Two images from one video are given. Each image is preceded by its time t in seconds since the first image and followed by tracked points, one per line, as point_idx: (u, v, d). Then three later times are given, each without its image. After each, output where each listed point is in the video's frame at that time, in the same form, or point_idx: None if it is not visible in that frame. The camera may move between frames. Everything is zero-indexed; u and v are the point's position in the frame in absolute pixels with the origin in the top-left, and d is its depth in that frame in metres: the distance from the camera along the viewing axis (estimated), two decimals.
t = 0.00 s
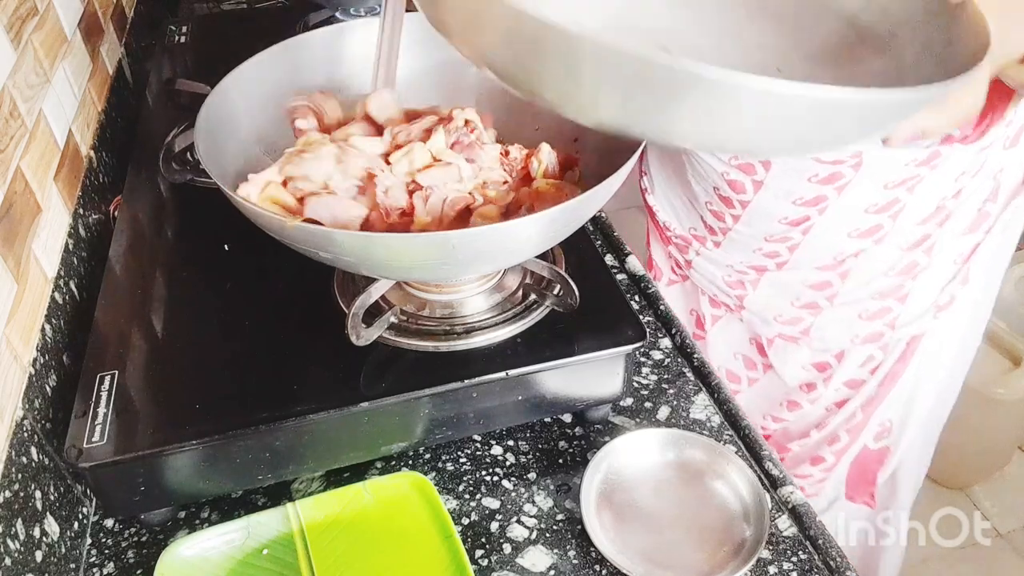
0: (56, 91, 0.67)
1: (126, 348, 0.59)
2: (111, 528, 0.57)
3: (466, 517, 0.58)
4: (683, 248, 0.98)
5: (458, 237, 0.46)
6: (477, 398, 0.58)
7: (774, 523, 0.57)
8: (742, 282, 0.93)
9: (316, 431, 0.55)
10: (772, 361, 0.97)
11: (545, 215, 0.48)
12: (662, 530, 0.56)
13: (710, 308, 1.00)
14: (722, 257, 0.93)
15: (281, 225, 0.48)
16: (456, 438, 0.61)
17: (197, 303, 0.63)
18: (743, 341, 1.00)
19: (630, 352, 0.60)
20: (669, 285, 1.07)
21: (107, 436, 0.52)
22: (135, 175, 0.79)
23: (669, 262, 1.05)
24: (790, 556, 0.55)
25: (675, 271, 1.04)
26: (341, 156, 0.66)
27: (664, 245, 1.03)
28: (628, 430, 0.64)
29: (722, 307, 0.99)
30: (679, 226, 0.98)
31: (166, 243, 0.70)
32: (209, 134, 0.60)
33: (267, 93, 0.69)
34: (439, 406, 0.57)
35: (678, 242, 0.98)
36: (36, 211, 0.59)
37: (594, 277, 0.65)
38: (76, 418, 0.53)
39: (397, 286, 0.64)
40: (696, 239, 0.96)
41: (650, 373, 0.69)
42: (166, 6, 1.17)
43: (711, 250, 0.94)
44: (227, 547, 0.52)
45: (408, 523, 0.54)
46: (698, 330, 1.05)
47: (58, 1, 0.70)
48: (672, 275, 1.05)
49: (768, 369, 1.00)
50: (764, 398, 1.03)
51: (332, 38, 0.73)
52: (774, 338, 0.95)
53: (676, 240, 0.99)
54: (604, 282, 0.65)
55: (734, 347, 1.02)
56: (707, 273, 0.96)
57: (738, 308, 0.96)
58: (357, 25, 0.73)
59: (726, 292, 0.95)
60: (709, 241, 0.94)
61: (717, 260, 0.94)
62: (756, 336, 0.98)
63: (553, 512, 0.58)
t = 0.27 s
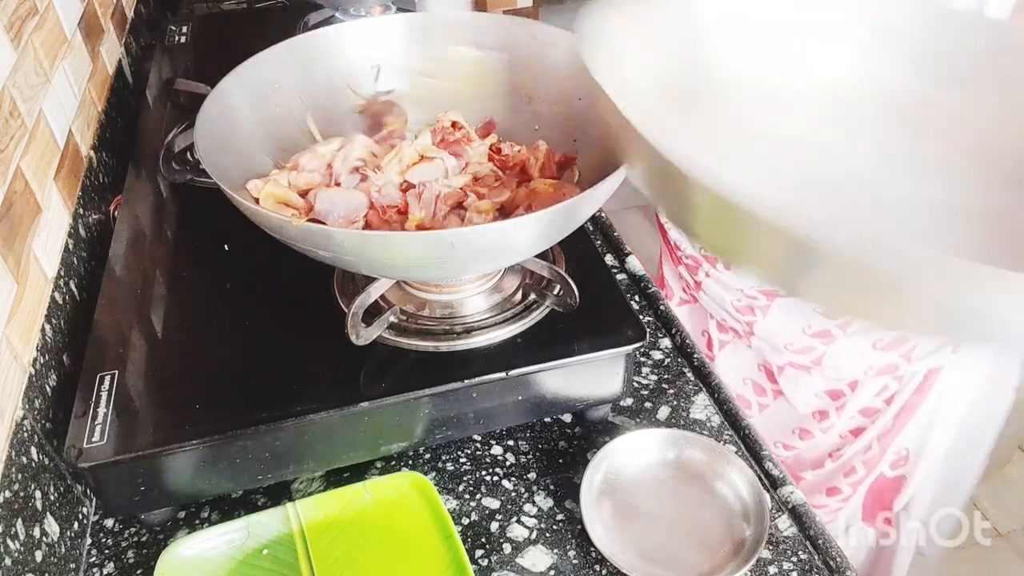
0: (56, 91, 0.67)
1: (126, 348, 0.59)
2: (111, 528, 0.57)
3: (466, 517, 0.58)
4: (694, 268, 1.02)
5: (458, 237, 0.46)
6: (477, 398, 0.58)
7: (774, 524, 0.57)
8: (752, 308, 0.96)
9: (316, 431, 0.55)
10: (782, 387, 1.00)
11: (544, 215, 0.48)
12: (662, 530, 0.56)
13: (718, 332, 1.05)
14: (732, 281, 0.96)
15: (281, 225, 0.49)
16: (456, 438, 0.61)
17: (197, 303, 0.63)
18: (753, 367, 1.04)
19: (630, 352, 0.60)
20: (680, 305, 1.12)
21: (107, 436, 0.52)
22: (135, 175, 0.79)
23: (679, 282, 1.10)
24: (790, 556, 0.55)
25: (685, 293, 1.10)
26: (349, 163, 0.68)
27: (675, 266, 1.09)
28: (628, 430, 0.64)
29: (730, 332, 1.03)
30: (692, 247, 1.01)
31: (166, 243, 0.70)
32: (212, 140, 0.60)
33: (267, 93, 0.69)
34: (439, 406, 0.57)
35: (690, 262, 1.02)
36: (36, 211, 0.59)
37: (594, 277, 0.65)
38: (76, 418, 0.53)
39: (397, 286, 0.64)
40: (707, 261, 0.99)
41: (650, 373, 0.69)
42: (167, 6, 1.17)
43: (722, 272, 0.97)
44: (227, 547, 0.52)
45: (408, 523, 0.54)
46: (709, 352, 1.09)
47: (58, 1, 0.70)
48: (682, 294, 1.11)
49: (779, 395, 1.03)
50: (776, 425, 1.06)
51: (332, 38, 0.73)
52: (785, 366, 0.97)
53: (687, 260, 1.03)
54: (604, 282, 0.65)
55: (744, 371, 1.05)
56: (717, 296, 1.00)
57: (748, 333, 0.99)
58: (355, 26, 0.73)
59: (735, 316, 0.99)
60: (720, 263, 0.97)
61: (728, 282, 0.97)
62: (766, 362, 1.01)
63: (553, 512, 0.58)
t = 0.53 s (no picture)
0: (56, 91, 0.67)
1: (126, 348, 0.59)
2: (111, 528, 0.57)
3: (466, 517, 0.58)
4: (706, 286, 1.05)
5: (456, 236, 0.46)
6: (477, 398, 0.58)
7: (774, 524, 0.57)
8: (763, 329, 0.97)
9: (316, 431, 0.55)
10: (795, 411, 1.01)
11: (543, 215, 0.48)
12: (662, 530, 0.56)
13: (731, 353, 1.07)
14: (745, 301, 0.98)
15: (279, 224, 0.48)
16: (456, 438, 0.61)
17: (197, 303, 0.63)
18: (765, 391, 1.05)
19: (630, 352, 0.59)
20: (692, 321, 1.16)
21: (107, 436, 0.52)
22: (135, 176, 0.79)
23: (692, 299, 1.14)
24: (790, 556, 0.55)
25: (697, 310, 1.13)
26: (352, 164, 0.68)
27: (688, 283, 1.12)
28: (628, 430, 0.64)
29: (742, 353, 1.05)
30: (703, 264, 1.05)
31: (166, 243, 0.70)
32: (213, 140, 0.60)
33: (268, 94, 0.70)
34: (438, 406, 0.57)
35: (702, 279, 1.05)
36: (36, 211, 0.59)
37: (593, 277, 0.65)
38: (76, 418, 0.53)
39: (397, 286, 0.64)
40: (719, 278, 1.01)
41: (650, 373, 0.69)
42: (167, 6, 1.17)
43: (734, 292, 0.99)
44: (227, 547, 0.52)
45: (408, 523, 0.54)
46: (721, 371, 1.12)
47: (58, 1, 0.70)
48: (694, 310, 1.15)
49: (791, 419, 1.04)
50: (790, 448, 1.08)
51: (332, 39, 0.73)
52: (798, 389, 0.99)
53: (700, 277, 1.06)
54: (603, 282, 0.65)
55: (756, 394, 1.07)
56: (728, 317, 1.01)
57: (760, 355, 1.00)
58: (354, 26, 0.73)
59: (749, 336, 1.00)
60: (730, 281, 0.99)
61: (740, 303, 0.99)
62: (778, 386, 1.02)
63: (553, 512, 0.58)
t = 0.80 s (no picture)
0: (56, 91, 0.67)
1: (126, 348, 0.59)
2: (111, 528, 0.57)
3: (467, 517, 0.58)
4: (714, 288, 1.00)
5: (455, 237, 0.46)
6: (477, 398, 0.58)
7: (774, 524, 0.57)
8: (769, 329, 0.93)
9: (316, 431, 0.55)
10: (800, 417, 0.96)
11: (542, 215, 0.48)
12: (662, 530, 0.56)
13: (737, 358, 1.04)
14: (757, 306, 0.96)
15: (278, 224, 0.48)
16: (456, 438, 0.61)
17: (196, 303, 0.63)
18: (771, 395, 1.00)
19: (630, 352, 0.59)
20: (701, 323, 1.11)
21: (107, 436, 0.52)
22: (135, 175, 0.79)
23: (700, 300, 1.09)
24: (790, 556, 0.55)
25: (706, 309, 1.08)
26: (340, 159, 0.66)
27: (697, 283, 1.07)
28: (628, 430, 0.64)
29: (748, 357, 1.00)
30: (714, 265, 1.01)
31: (166, 243, 0.70)
32: (211, 141, 0.60)
33: (268, 95, 0.70)
34: (439, 406, 0.57)
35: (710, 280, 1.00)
36: (36, 211, 0.59)
37: (593, 277, 0.65)
38: (76, 418, 0.53)
39: (397, 286, 0.64)
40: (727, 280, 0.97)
41: (650, 373, 0.69)
42: (167, 6, 1.17)
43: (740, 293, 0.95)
44: (227, 547, 0.52)
45: (408, 523, 0.54)
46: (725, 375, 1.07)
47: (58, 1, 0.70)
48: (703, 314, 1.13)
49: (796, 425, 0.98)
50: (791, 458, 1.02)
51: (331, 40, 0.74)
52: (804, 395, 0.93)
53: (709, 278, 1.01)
54: (604, 282, 0.65)
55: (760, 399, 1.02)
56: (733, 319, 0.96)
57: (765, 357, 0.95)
58: (353, 26, 0.74)
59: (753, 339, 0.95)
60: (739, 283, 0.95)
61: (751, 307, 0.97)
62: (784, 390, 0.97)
63: (553, 512, 0.58)
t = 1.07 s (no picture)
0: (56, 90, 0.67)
1: (126, 349, 0.59)
2: (111, 528, 0.57)
3: (467, 517, 0.58)
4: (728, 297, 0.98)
5: (455, 237, 0.46)
6: (477, 398, 0.58)
7: (774, 524, 0.57)
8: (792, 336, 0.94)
9: (316, 431, 0.55)
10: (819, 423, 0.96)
11: (541, 215, 0.48)
12: (662, 530, 0.56)
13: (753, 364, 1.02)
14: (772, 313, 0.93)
15: (279, 224, 0.48)
16: (456, 438, 0.61)
17: (196, 303, 0.63)
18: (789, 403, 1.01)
19: (630, 352, 0.59)
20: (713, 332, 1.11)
21: (107, 436, 0.52)
22: (135, 175, 0.79)
23: (713, 310, 1.09)
24: (790, 556, 0.55)
25: (719, 320, 1.09)
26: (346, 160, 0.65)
27: (708, 293, 1.07)
28: (628, 430, 0.64)
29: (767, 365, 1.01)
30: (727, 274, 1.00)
31: (166, 243, 0.70)
32: (210, 141, 0.60)
33: (268, 95, 0.70)
34: (439, 406, 0.57)
35: (723, 291, 0.99)
36: (36, 211, 0.59)
37: (593, 277, 0.65)
38: (76, 418, 0.53)
39: (396, 286, 0.64)
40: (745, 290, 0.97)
41: (650, 373, 0.69)
42: (167, 6, 1.17)
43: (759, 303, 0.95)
44: (227, 547, 0.52)
45: (408, 523, 0.54)
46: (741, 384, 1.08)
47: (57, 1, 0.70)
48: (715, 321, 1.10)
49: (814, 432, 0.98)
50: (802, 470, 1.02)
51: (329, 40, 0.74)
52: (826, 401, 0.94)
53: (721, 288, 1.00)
54: (603, 283, 0.65)
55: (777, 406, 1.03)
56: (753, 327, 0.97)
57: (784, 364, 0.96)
58: (353, 26, 0.74)
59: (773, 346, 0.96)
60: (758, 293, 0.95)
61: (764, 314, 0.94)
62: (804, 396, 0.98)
63: (553, 512, 0.58)
